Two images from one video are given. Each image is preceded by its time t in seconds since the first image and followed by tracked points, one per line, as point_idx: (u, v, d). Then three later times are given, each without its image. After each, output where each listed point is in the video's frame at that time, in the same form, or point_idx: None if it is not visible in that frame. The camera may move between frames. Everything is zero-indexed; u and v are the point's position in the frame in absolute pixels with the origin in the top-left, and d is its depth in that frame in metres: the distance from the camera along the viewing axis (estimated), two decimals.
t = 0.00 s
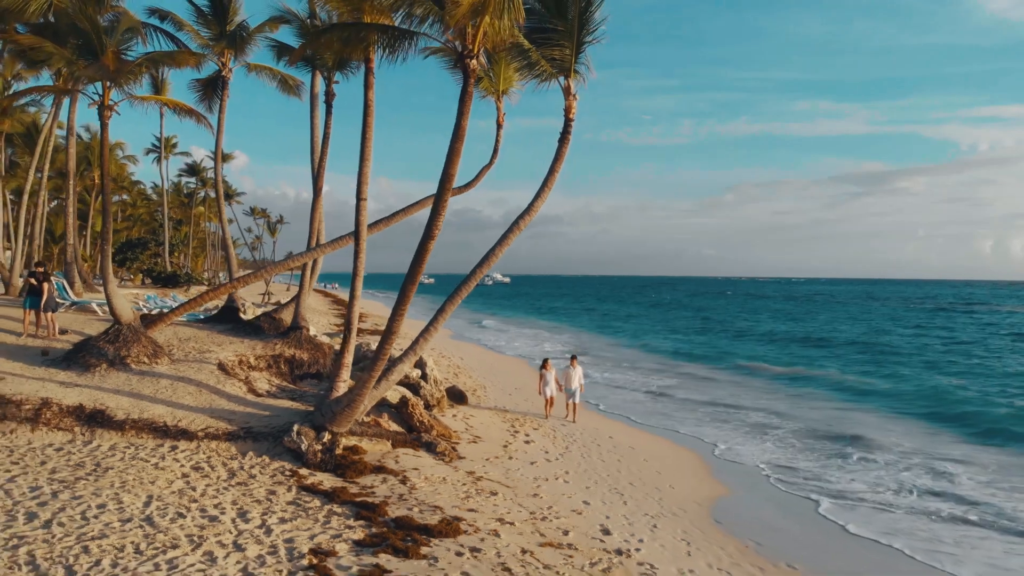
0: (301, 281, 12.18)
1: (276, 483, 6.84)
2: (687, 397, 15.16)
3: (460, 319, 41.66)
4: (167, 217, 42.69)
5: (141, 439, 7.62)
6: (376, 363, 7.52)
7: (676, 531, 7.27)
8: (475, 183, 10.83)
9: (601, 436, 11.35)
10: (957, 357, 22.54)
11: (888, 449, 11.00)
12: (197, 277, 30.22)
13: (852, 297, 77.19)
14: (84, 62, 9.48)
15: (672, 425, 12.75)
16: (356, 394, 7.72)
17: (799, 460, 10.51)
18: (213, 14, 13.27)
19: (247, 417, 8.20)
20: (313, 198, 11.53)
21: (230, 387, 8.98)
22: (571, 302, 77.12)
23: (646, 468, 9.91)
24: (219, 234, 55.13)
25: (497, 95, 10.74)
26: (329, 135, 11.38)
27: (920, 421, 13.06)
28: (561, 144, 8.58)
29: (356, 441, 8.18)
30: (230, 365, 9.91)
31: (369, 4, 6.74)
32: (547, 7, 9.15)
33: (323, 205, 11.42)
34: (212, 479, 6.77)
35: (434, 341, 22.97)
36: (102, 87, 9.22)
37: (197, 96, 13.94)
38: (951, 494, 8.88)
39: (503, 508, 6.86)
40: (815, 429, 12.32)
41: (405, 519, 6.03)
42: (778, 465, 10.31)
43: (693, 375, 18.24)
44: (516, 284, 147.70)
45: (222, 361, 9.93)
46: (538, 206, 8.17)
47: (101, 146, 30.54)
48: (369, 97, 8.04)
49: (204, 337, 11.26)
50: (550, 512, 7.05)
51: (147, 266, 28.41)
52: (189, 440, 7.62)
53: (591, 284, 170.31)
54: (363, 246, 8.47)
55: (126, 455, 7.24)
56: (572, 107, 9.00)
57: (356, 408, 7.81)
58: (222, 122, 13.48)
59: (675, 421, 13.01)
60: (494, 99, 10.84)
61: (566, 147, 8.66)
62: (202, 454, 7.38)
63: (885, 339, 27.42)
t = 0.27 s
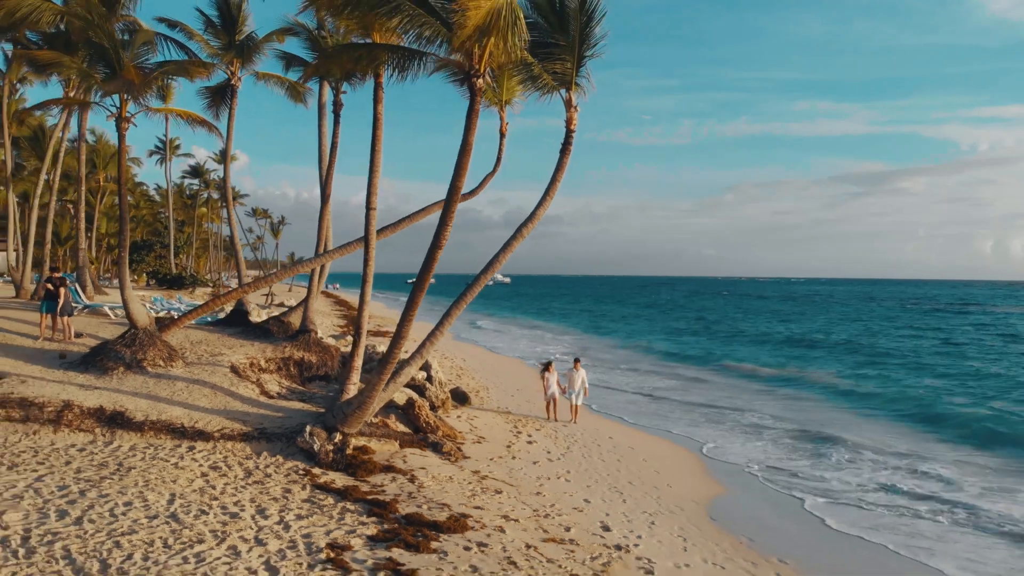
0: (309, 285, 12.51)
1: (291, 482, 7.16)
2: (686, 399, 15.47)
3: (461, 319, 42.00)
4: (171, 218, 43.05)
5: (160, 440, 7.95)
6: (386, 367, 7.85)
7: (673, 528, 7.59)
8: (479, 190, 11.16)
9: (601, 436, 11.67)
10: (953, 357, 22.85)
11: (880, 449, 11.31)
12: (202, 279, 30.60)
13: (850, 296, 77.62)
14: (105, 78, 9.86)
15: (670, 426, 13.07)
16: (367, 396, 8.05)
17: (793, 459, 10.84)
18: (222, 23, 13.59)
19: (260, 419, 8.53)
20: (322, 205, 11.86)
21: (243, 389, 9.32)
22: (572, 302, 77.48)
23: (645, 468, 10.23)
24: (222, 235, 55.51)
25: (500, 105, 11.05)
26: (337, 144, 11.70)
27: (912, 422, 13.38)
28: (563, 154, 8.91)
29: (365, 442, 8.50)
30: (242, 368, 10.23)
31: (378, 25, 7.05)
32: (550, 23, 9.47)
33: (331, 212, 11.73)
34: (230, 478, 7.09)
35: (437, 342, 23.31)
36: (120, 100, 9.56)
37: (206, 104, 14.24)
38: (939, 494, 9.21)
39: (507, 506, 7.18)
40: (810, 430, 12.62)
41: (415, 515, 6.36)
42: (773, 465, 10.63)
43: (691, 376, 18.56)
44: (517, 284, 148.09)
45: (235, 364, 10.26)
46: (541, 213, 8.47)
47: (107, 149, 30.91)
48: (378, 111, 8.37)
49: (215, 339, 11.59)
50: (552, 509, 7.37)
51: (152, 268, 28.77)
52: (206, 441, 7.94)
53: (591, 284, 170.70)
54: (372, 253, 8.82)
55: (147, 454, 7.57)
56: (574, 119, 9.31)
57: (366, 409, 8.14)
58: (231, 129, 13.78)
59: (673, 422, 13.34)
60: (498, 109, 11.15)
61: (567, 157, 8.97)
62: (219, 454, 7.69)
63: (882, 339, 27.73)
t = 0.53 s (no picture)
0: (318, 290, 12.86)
1: (306, 481, 7.52)
2: (684, 401, 15.84)
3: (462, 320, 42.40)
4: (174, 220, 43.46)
5: (178, 440, 8.30)
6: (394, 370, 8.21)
7: (670, 525, 7.94)
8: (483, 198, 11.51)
9: (601, 437, 12.03)
10: (947, 358, 23.19)
11: (871, 451, 11.66)
12: (207, 280, 31.02)
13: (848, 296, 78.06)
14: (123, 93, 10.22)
15: (668, 427, 13.42)
16: (377, 398, 8.43)
17: (787, 460, 11.20)
18: (232, 34, 13.94)
19: (274, 420, 8.88)
20: (330, 213, 12.21)
21: (257, 392, 9.68)
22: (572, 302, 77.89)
23: (644, 467, 10.58)
24: (224, 236, 55.94)
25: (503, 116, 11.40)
26: (344, 153, 12.06)
27: (904, 423, 13.73)
28: (564, 165, 9.26)
29: (374, 442, 8.86)
30: (254, 371, 10.59)
31: (388, 47, 7.40)
32: (551, 38, 9.78)
33: (338, 219, 12.08)
34: (248, 477, 7.44)
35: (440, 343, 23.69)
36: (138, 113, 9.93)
37: (215, 113, 14.57)
38: (927, 494, 9.58)
39: (511, 503, 7.53)
40: (804, 431, 12.98)
41: (425, 512, 6.72)
42: (767, 465, 10.99)
43: (689, 378, 18.92)
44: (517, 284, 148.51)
45: (247, 367, 10.62)
46: (543, 222, 8.81)
47: (113, 153, 31.30)
48: (387, 126, 8.72)
49: (226, 343, 11.95)
50: (554, 507, 7.72)
51: (158, 270, 29.16)
52: (222, 441, 8.30)
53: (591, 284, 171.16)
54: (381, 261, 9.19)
55: (167, 454, 7.92)
56: (575, 131, 9.66)
57: (376, 411, 8.51)
58: (240, 138, 14.10)
59: (671, 423, 13.69)
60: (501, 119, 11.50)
61: (569, 168, 9.32)
62: (235, 454, 8.05)
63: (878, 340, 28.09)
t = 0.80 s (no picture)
0: (324, 294, 13.21)
1: (317, 479, 7.85)
2: (681, 402, 16.19)
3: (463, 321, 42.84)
4: (178, 222, 43.83)
5: (193, 441, 8.63)
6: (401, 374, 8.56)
7: (666, 522, 8.26)
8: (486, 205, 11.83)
9: (600, 437, 12.38)
10: (941, 359, 23.56)
11: (862, 452, 12.00)
12: (210, 282, 31.35)
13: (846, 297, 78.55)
14: (136, 104, 10.53)
15: (666, 428, 13.76)
16: (384, 399, 8.80)
17: (781, 460, 11.54)
18: (240, 43, 14.26)
19: (285, 421, 9.23)
20: (336, 219, 12.55)
21: (267, 394, 10.04)
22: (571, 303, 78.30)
23: (641, 467, 10.92)
24: (226, 236, 56.24)
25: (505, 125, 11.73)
26: (351, 161, 12.40)
27: (896, 424, 14.07)
28: (564, 175, 9.60)
29: (381, 442, 9.19)
30: (264, 373, 10.93)
31: (396, 66, 7.74)
32: (551, 52, 10.15)
33: (344, 225, 12.41)
34: (262, 475, 7.78)
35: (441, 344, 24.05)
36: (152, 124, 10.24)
37: (223, 120, 14.87)
38: (915, 494, 9.93)
39: (514, 501, 7.87)
40: (798, 432, 13.33)
41: (431, 510, 7.06)
42: (761, 464, 11.32)
43: (686, 380, 19.28)
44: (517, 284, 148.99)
45: (257, 369, 10.96)
46: (543, 230, 9.12)
47: (118, 156, 31.67)
48: (394, 138, 9.06)
49: (236, 345, 12.29)
50: (555, 505, 8.06)
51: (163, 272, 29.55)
52: (235, 442, 8.64)
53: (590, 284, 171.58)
54: (388, 268, 9.54)
55: (183, 454, 8.23)
56: (575, 141, 10.00)
57: (383, 412, 8.87)
58: (247, 145, 14.40)
59: (668, 424, 14.03)
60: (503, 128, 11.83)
61: (568, 177, 9.66)
62: (248, 454, 8.38)
63: (874, 341, 28.46)
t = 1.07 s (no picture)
0: (332, 299, 13.71)
1: (331, 477, 8.32)
2: (677, 403, 16.69)
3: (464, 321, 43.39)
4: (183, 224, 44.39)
5: (212, 440, 9.10)
6: (408, 377, 9.04)
7: (660, 518, 8.73)
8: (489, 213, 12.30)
9: (599, 437, 12.85)
10: (934, 359, 24.01)
11: (850, 452, 12.47)
12: (215, 283, 31.80)
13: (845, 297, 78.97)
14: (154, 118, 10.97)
15: (662, 428, 14.24)
16: (393, 401, 9.29)
17: (772, 459, 12.02)
18: (250, 55, 14.68)
19: (299, 422, 9.74)
20: (344, 226, 13.02)
21: (280, 396, 10.54)
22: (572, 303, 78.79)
23: (638, 465, 11.40)
24: (229, 237, 56.71)
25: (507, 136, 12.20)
26: (358, 171, 12.87)
27: (885, 425, 14.54)
28: (563, 187, 10.07)
29: (389, 441, 9.67)
30: (276, 376, 11.40)
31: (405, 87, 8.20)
32: (551, 68, 10.63)
33: (352, 232, 12.89)
34: (279, 473, 8.25)
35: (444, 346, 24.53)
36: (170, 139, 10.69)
37: (233, 130, 15.34)
38: (899, 492, 10.42)
39: (516, 497, 8.34)
40: (789, 433, 13.80)
41: (439, 505, 7.53)
42: (752, 463, 11.79)
43: (683, 382, 19.74)
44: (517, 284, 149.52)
45: (269, 372, 11.43)
46: (543, 239, 9.59)
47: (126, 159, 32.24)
48: (402, 153, 9.53)
49: (248, 348, 12.78)
50: (555, 501, 8.53)
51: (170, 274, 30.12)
52: (252, 441, 9.10)
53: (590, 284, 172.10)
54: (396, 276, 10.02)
55: (203, 453, 8.69)
56: (574, 154, 10.48)
57: (391, 413, 9.35)
58: (257, 154, 14.87)
59: (664, 424, 14.52)
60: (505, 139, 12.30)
61: (567, 189, 10.13)
62: (265, 453, 8.85)
63: (869, 342, 28.92)
